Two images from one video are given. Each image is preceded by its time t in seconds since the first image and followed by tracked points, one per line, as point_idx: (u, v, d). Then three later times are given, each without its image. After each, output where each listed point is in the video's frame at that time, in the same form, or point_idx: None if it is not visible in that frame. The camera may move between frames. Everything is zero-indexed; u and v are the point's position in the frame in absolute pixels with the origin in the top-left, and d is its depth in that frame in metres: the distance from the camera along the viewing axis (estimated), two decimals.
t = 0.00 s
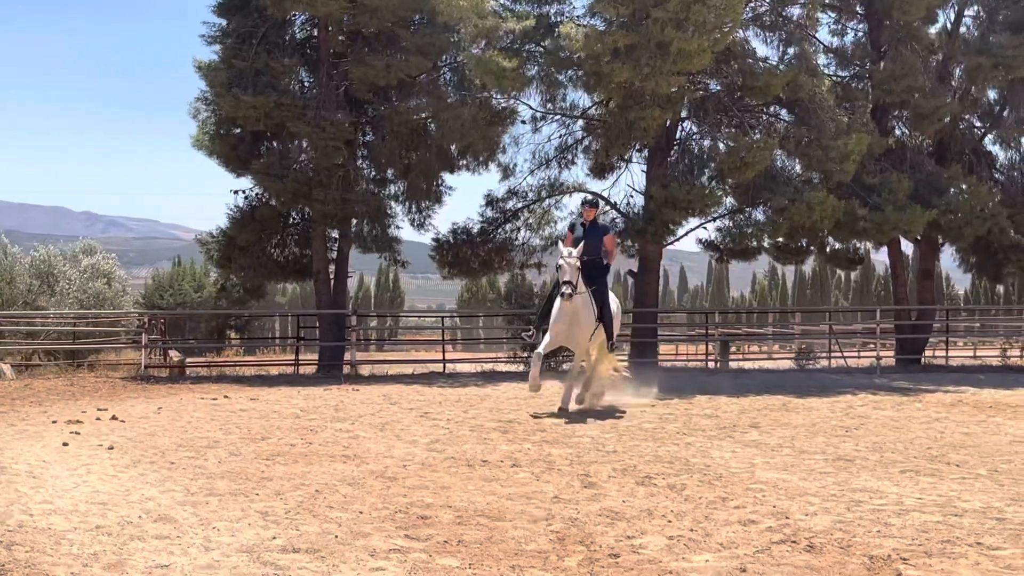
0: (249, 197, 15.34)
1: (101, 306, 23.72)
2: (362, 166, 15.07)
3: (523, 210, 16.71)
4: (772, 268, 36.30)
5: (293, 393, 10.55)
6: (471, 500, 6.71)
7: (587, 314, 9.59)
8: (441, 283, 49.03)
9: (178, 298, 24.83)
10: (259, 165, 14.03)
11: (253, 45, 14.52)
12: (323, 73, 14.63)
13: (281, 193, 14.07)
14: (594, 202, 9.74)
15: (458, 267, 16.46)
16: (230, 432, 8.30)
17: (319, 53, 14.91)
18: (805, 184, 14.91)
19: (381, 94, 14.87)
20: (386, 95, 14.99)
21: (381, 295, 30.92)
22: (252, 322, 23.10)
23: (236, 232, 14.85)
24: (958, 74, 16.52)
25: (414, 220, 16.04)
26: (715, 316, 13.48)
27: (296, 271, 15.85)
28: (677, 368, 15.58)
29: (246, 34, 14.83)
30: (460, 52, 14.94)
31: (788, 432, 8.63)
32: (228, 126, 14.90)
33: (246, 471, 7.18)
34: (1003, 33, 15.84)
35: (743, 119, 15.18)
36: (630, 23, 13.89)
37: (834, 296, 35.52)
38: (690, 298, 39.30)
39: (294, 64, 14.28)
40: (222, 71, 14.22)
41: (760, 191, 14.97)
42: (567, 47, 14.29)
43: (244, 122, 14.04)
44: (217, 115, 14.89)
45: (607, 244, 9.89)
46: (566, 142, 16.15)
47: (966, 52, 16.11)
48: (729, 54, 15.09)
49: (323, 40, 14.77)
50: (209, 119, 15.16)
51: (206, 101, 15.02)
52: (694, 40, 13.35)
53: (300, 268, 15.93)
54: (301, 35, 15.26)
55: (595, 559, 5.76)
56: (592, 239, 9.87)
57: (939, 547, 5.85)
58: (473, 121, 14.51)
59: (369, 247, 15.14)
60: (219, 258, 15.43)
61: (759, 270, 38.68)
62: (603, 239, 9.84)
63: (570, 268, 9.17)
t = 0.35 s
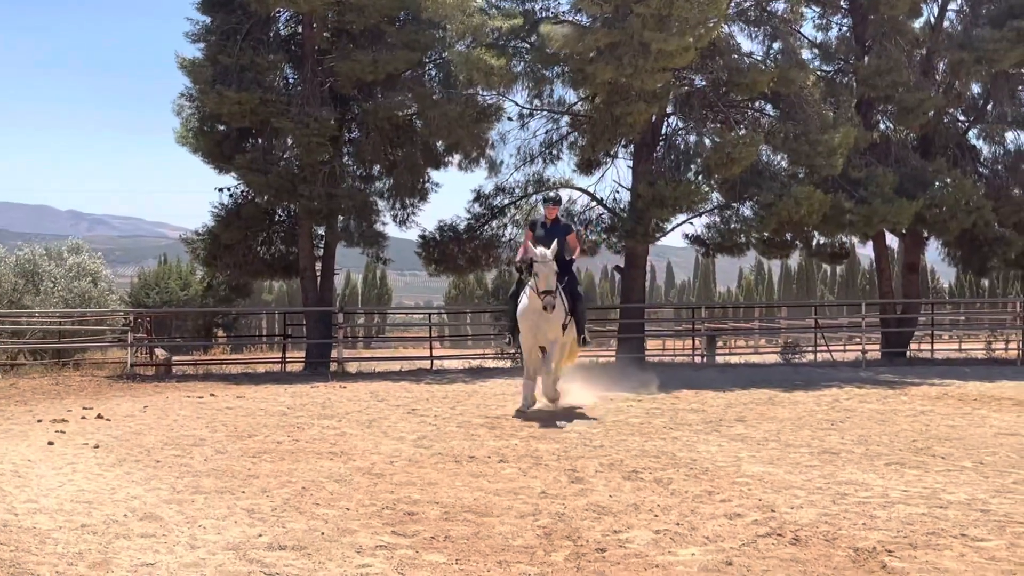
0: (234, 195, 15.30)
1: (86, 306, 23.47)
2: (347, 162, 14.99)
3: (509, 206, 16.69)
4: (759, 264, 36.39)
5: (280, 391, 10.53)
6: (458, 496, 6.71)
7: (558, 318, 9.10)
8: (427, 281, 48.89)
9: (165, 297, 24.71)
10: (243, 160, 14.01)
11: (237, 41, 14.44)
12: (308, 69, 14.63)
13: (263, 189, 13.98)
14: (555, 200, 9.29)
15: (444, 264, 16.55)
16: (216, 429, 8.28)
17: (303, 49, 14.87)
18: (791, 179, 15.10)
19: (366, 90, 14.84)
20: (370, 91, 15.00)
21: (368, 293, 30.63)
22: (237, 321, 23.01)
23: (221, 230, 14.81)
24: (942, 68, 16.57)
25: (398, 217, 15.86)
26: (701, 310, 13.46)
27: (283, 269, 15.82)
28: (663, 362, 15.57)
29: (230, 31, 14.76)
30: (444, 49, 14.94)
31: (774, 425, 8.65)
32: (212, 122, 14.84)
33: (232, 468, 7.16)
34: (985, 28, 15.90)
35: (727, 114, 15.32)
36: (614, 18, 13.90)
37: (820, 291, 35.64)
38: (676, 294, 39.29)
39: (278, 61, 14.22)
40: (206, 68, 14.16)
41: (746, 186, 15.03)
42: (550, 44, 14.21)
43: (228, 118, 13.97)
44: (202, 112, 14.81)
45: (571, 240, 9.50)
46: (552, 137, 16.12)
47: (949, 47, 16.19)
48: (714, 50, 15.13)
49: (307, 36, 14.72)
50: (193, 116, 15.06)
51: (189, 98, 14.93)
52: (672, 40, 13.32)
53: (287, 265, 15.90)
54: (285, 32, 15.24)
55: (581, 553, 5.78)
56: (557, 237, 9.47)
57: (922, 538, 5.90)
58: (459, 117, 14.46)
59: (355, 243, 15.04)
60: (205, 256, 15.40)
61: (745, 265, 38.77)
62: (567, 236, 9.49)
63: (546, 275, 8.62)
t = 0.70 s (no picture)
0: (214, 191, 15.23)
1: (66, 303, 23.34)
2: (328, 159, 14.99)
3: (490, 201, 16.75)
4: (740, 257, 36.53)
5: (262, 388, 10.50)
6: (440, 492, 6.71)
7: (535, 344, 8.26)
8: (409, 277, 48.63)
9: (145, 293, 24.59)
10: (223, 157, 13.95)
11: (217, 37, 14.37)
12: (287, 65, 14.52)
13: (244, 184, 13.96)
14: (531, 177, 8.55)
15: (427, 259, 16.55)
16: (196, 427, 8.25)
17: (284, 46, 14.81)
18: (771, 174, 14.97)
19: (346, 87, 14.81)
20: (350, 87, 14.89)
21: (350, 289, 29.98)
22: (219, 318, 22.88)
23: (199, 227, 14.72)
24: (921, 62, 16.63)
25: (379, 211, 15.96)
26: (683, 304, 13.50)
27: (263, 265, 15.78)
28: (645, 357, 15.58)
29: (209, 26, 14.66)
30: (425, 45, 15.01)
31: (756, 419, 8.67)
32: (190, 119, 14.69)
33: (213, 467, 7.13)
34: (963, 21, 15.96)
35: (707, 109, 15.39)
36: (593, 13, 13.88)
37: (801, 285, 35.80)
38: (659, 289, 39.30)
39: (258, 57, 14.17)
40: (186, 65, 14.10)
41: (728, 181, 15.11)
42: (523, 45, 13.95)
43: (209, 114, 13.91)
44: (181, 108, 14.66)
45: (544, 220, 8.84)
46: (533, 133, 16.14)
47: (927, 40, 16.21)
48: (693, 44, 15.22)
49: (288, 32, 14.68)
50: (171, 113, 14.91)
51: (168, 94, 14.81)
52: (647, 35, 13.39)
53: (268, 262, 15.85)
54: (264, 28, 15.14)
55: (563, 548, 5.79)
56: (527, 220, 8.75)
57: (901, 530, 5.93)
58: (442, 115, 14.48)
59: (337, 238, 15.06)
60: (184, 253, 15.32)
61: (727, 260, 38.86)
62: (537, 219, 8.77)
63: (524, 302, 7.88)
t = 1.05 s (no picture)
0: (187, 188, 15.15)
1: (40, 302, 23.16)
2: (303, 155, 14.96)
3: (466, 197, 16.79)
4: (716, 253, 36.75)
5: (238, 386, 10.46)
6: (417, 488, 6.70)
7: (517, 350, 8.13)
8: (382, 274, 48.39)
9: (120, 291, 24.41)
10: (198, 154, 13.87)
11: (190, 33, 14.27)
12: (262, 62, 14.51)
13: (220, 181, 13.92)
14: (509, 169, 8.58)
15: (404, 256, 16.54)
16: (172, 425, 8.21)
17: (257, 42, 14.73)
18: (746, 170, 15.07)
19: (321, 83, 14.77)
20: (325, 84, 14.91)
21: (326, 286, 29.88)
22: (195, 316, 22.75)
23: (172, 224, 14.62)
24: (893, 57, 16.74)
25: (360, 206, 15.96)
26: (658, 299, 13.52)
27: (238, 263, 15.72)
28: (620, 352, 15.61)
29: (182, 22, 14.53)
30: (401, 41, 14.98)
31: (732, 412, 8.70)
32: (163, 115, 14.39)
33: (189, 465, 7.09)
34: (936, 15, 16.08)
35: (681, 104, 15.40)
36: (568, 9, 13.92)
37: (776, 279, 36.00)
38: (634, 284, 39.40)
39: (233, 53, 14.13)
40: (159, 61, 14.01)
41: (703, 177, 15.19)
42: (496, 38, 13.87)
43: (183, 110, 13.83)
44: (152, 105, 14.40)
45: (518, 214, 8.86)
46: (508, 129, 16.13)
47: (900, 34, 16.29)
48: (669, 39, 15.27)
49: (261, 28, 14.62)
50: (143, 109, 14.75)
51: (140, 90, 14.65)
52: (624, 28, 13.49)
53: (242, 260, 15.79)
54: (237, 24, 15.05)
55: (540, 543, 5.79)
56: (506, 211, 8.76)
57: (877, 521, 5.96)
58: (418, 114, 14.48)
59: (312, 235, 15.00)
60: (157, 251, 15.22)
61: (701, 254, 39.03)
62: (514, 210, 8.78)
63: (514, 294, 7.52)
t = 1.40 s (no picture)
0: (155, 186, 15.09)
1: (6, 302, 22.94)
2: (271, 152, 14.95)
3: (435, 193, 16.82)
4: (684, 248, 37.03)
5: (206, 384, 10.41)
6: (386, 486, 6.69)
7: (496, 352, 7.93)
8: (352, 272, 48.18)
9: (86, 290, 24.19)
10: (166, 152, 13.81)
11: (156, 30, 14.15)
12: (229, 59, 14.43)
13: (188, 178, 13.91)
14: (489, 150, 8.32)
15: (373, 253, 16.56)
16: (139, 425, 8.17)
17: (224, 38, 14.65)
18: (713, 167, 15.24)
19: (288, 81, 14.70)
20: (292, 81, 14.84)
21: (295, 284, 29.78)
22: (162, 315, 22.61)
23: (139, 222, 14.55)
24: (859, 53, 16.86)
25: (329, 202, 15.84)
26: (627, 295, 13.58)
27: (205, 260, 15.67)
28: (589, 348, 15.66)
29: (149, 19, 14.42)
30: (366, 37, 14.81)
31: (701, 408, 8.75)
32: (130, 113, 14.44)
33: (157, 464, 7.05)
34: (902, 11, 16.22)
35: (650, 101, 15.45)
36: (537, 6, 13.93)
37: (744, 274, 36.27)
38: (604, 280, 39.60)
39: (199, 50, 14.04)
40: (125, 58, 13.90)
41: (671, 174, 15.30)
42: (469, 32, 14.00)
43: (149, 107, 13.76)
44: (121, 102, 14.43)
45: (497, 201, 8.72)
46: (479, 125, 16.09)
47: (867, 30, 16.40)
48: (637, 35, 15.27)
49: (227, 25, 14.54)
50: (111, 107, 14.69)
51: (106, 87, 14.56)
52: (594, 25, 13.57)
53: (210, 257, 15.75)
54: (203, 20, 14.95)
55: (510, 539, 5.80)
56: (485, 195, 8.54)
57: (843, 515, 6.01)
58: (386, 109, 14.45)
59: (280, 234, 14.88)
60: (123, 248, 15.13)
61: (670, 250, 39.25)
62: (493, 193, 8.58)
63: (509, 274, 7.25)
